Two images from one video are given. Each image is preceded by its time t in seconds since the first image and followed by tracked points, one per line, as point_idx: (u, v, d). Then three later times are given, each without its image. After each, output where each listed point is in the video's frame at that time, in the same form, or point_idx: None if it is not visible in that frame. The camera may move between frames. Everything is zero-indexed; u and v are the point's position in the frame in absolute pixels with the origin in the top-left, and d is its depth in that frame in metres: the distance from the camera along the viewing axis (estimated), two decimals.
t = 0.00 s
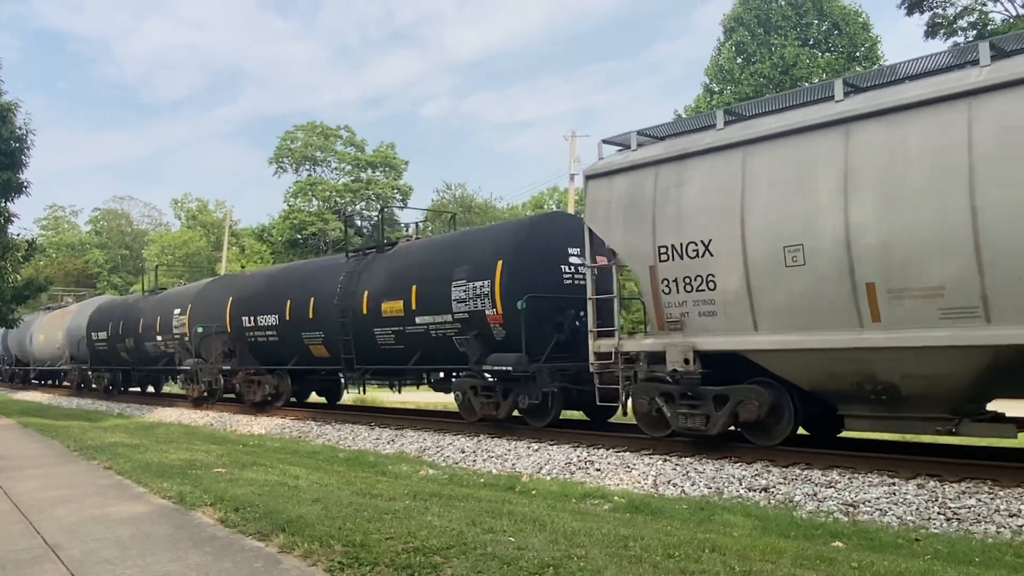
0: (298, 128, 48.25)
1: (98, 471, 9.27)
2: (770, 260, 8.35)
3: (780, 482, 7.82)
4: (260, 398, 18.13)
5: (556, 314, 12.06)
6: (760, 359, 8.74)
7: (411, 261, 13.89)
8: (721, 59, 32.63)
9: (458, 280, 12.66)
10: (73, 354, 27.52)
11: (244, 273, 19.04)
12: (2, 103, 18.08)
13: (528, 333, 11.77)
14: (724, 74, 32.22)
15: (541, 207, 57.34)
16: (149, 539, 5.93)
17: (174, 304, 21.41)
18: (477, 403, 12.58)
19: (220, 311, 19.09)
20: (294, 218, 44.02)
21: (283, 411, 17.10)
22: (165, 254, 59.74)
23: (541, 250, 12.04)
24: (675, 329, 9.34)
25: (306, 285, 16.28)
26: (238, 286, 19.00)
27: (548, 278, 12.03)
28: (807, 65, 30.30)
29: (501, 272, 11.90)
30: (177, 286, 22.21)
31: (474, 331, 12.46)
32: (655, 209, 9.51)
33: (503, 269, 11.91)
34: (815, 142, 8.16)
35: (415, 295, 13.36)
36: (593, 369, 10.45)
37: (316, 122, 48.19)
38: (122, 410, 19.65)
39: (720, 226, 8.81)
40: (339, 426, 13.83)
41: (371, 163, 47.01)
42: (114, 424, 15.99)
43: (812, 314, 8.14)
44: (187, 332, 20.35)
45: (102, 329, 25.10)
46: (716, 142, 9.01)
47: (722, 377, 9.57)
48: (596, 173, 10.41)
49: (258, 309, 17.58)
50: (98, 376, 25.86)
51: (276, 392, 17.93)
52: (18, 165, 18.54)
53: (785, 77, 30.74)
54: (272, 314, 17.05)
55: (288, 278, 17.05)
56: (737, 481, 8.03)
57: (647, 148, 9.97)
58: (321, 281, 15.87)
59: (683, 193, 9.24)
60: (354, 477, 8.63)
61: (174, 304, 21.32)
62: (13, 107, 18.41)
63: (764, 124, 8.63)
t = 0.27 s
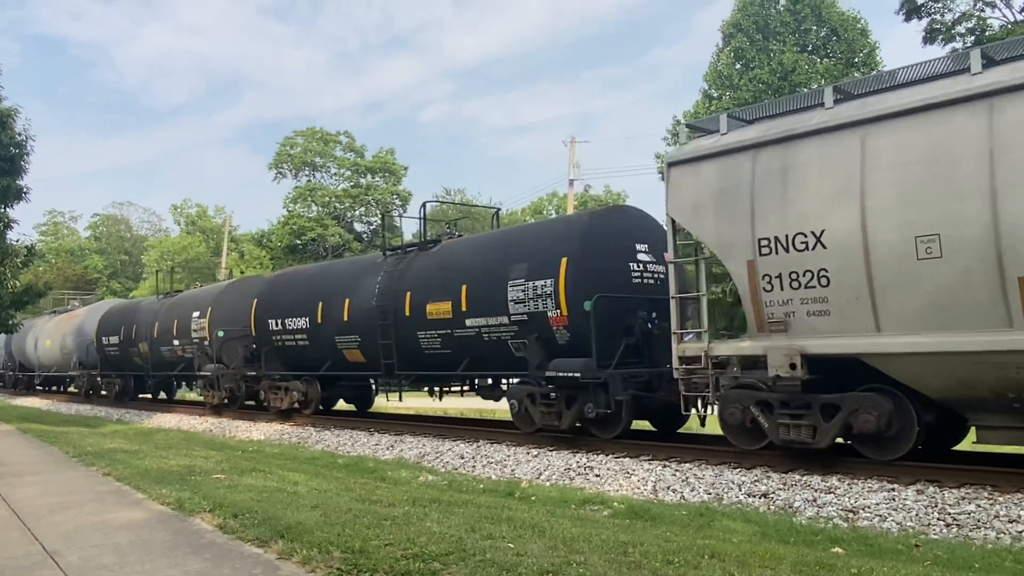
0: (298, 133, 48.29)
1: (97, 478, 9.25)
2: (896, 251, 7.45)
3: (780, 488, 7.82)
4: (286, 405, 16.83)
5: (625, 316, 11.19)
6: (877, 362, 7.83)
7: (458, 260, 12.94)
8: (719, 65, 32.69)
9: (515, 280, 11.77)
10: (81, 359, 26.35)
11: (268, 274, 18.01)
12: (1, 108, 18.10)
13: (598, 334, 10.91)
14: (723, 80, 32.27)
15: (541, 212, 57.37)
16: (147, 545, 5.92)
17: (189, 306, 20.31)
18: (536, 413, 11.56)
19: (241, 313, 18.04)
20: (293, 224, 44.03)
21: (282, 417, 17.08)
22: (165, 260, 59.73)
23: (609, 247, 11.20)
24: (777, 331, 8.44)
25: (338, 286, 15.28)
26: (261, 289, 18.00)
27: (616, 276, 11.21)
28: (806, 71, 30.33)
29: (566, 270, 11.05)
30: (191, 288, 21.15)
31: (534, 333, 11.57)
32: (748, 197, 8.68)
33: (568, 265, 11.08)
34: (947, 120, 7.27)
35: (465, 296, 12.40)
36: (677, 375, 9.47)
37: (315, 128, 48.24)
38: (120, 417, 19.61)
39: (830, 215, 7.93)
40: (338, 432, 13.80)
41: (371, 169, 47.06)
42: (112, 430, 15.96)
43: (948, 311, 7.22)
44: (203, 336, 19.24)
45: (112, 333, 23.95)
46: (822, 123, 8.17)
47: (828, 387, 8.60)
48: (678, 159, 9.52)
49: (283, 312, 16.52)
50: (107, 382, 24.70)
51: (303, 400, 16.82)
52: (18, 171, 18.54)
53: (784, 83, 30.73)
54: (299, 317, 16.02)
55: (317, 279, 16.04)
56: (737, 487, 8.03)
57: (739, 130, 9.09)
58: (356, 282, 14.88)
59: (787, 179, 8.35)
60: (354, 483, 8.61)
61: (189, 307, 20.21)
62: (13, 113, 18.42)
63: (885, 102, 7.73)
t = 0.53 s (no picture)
0: (298, 140, 48.36)
1: (97, 485, 9.24)
2: None
3: (781, 495, 7.80)
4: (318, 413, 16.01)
5: (710, 318, 10.17)
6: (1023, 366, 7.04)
7: (516, 258, 12.03)
8: (719, 72, 32.75)
9: (583, 278, 10.87)
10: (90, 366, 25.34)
11: (301, 275, 17.08)
12: (2, 116, 18.16)
13: (681, 337, 9.97)
14: (722, 87, 32.33)
15: (541, 218, 57.44)
16: (147, 553, 5.91)
17: (212, 310, 19.39)
18: (608, 423, 10.63)
19: (269, 318, 17.12)
20: (293, 230, 44.05)
21: (282, 424, 17.05)
22: (165, 267, 59.76)
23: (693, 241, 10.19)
24: (908, 332, 7.62)
25: (379, 287, 14.38)
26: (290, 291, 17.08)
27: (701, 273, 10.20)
28: (805, 77, 30.37)
29: (645, 267, 10.14)
30: (213, 292, 20.24)
31: (606, 336, 10.64)
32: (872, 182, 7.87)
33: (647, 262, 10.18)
34: None
35: (526, 297, 11.50)
36: (782, 382, 8.68)
37: (315, 134, 48.31)
38: (119, 424, 19.59)
39: (976, 200, 7.14)
40: (338, 439, 13.79)
41: (371, 175, 47.09)
42: (112, 437, 15.95)
43: None
44: (228, 340, 18.31)
45: (127, 339, 22.97)
46: (957, 99, 7.36)
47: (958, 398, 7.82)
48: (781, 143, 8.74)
49: (318, 315, 15.63)
50: (120, 389, 23.71)
51: (337, 408, 15.82)
52: (18, 179, 18.57)
53: (783, 90, 30.76)
54: (337, 320, 15.10)
55: (354, 280, 15.11)
56: (737, 494, 8.01)
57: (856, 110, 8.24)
58: (399, 282, 13.97)
59: (918, 163, 7.55)
60: (354, 490, 8.60)
61: (212, 312, 19.28)
62: (13, 121, 18.48)
63: None
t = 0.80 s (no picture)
0: (298, 149, 48.41)
1: (96, 496, 9.23)
2: None
3: (781, 505, 7.79)
4: (357, 425, 14.85)
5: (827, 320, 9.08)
6: None
7: (593, 255, 10.88)
8: (718, 81, 32.82)
9: (676, 276, 9.69)
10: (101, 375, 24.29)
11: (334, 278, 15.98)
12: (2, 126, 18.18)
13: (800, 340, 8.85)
14: (721, 96, 32.40)
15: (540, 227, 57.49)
16: (147, 565, 5.90)
17: (239, 315, 18.21)
18: (705, 439, 9.39)
19: (303, 323, 15.95)
20: (293, 239, 44.08)
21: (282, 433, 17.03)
22: (165, 275, 59.75)
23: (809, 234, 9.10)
24: None
25: (432, 289, 13.21)
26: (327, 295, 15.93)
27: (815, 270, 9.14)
28: (803, 87, 30.44)
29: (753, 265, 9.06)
30: (239, 296, 19.09)
31: (706, 341, 9.45)
32: None
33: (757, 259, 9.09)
34: None
35: (607, 297, 10.34)
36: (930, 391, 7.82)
37: (315, 143, 48.36)
38: (119, 433, 19.57)
39: None
40: (338, 449, 13.78)
41: (371, 184, 47.12)
42: (111, 447, 15.91)
43: None
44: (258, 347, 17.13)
45: (144, 346, 21.88)
46: None
47: None
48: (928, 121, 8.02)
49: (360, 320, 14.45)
50: (137, 400, 22.62)
51: (379, 418, 14.71)
52: (18, 188, 18.58)
53: (782, 99, 30.81)
54: (380, 324, 13.96)
55: (401, 282, 13.94)
56: (738, 504, 8.01)
57: None
58: (455, 284, 12.81)
59: None
60: (354, 500, 8.58)
61: (240, 316, 18.12)
62: (13, 130, 18.50)
63: None
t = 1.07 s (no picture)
0: (298, 156, 48.49)
1: (95, 504, 9.22)
2: None
3: (781, 513, 7.79)
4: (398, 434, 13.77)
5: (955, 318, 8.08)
6: None
7: (672, 251, 9.98)
8: (716, 88, 32.90)
9: (778, 271, 8.77)
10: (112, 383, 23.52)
11: (373, 278, 15.08)
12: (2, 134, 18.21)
13: (928, 341, 7.84)
14: (719, 104, 32.46)
15: (539, 234, 57.54)
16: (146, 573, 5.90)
17: (265, 318, 17.42)
18: (811, 452, 8.44)
19: (334, 328, 15.17)
20: (292, 246, 44.13)
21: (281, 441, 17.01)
22: (165, 282, 59.81)
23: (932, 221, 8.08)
24: None
25: (483, 290, 12.30)
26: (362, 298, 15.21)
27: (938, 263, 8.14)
28: (801, 95, 30.49)
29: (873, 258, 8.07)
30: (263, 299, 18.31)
31: (813, 343, 8.49)
32: None
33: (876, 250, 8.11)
34: None
35: (692, 295, 9.43)
36: None
37: (315, 151, 48.44)
38: (118, 441, 19.54)
39: None
40: (337, 456, 13.77)
41: (370, 192, 47.18)
42: (110, 455, 15.90)
43: None
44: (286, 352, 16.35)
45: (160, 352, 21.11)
46: None
47: None
48: None
49: (402, 322, 13.52)
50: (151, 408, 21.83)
51: (421, 429, 13.64)
52: (17, 196, 18.60)
53: (780, 106, 30.86)
54: (426, 327, 13.04)
55: (448, 283, 13.04)
56: (737, 511, 8.00)
57: None
58: (510, 284, 11.92)
59: None
60: (353, 509, 8.58)
61: (265, 319, 17.35)
62: (13, 139, 18.53)
63: None
